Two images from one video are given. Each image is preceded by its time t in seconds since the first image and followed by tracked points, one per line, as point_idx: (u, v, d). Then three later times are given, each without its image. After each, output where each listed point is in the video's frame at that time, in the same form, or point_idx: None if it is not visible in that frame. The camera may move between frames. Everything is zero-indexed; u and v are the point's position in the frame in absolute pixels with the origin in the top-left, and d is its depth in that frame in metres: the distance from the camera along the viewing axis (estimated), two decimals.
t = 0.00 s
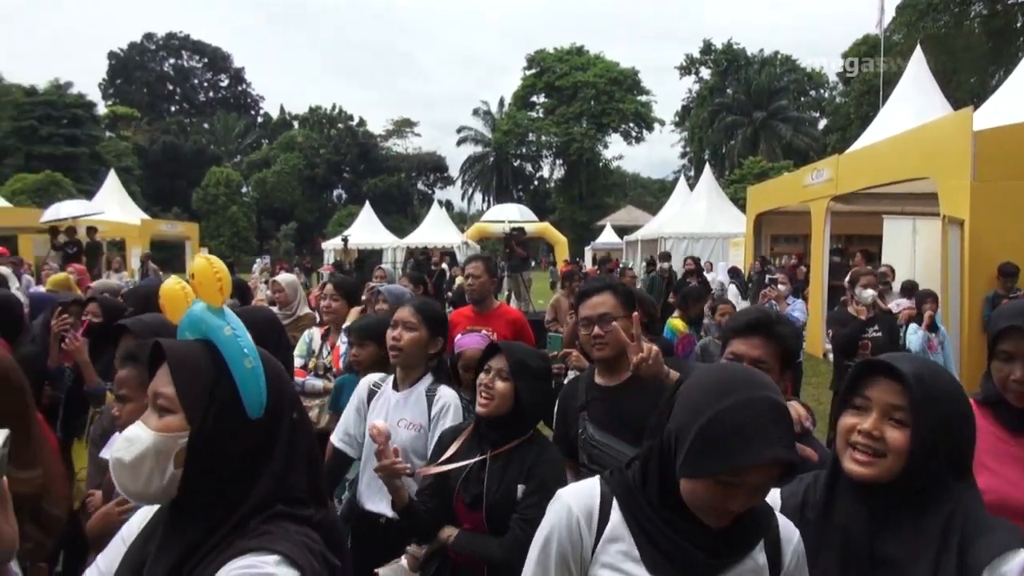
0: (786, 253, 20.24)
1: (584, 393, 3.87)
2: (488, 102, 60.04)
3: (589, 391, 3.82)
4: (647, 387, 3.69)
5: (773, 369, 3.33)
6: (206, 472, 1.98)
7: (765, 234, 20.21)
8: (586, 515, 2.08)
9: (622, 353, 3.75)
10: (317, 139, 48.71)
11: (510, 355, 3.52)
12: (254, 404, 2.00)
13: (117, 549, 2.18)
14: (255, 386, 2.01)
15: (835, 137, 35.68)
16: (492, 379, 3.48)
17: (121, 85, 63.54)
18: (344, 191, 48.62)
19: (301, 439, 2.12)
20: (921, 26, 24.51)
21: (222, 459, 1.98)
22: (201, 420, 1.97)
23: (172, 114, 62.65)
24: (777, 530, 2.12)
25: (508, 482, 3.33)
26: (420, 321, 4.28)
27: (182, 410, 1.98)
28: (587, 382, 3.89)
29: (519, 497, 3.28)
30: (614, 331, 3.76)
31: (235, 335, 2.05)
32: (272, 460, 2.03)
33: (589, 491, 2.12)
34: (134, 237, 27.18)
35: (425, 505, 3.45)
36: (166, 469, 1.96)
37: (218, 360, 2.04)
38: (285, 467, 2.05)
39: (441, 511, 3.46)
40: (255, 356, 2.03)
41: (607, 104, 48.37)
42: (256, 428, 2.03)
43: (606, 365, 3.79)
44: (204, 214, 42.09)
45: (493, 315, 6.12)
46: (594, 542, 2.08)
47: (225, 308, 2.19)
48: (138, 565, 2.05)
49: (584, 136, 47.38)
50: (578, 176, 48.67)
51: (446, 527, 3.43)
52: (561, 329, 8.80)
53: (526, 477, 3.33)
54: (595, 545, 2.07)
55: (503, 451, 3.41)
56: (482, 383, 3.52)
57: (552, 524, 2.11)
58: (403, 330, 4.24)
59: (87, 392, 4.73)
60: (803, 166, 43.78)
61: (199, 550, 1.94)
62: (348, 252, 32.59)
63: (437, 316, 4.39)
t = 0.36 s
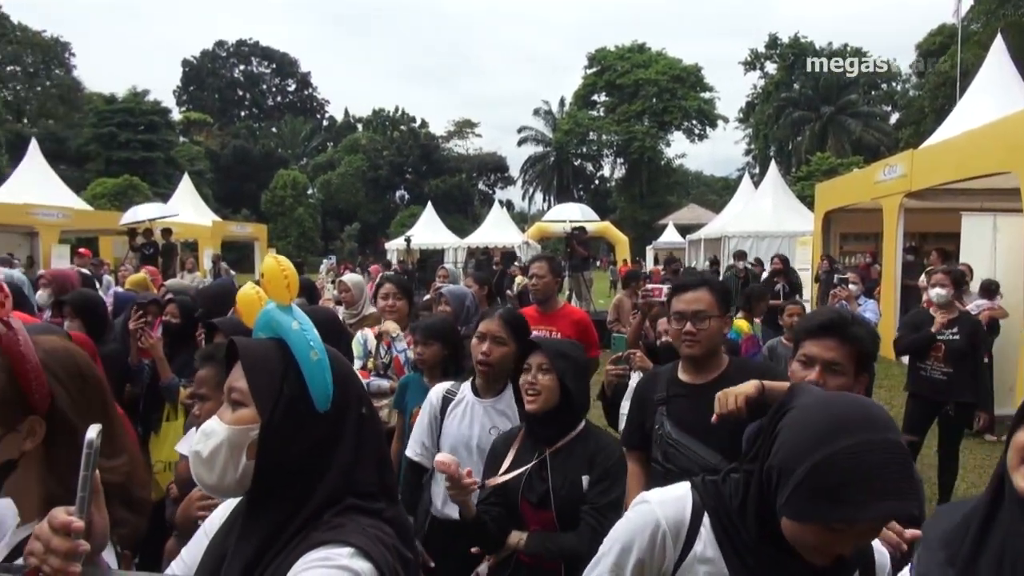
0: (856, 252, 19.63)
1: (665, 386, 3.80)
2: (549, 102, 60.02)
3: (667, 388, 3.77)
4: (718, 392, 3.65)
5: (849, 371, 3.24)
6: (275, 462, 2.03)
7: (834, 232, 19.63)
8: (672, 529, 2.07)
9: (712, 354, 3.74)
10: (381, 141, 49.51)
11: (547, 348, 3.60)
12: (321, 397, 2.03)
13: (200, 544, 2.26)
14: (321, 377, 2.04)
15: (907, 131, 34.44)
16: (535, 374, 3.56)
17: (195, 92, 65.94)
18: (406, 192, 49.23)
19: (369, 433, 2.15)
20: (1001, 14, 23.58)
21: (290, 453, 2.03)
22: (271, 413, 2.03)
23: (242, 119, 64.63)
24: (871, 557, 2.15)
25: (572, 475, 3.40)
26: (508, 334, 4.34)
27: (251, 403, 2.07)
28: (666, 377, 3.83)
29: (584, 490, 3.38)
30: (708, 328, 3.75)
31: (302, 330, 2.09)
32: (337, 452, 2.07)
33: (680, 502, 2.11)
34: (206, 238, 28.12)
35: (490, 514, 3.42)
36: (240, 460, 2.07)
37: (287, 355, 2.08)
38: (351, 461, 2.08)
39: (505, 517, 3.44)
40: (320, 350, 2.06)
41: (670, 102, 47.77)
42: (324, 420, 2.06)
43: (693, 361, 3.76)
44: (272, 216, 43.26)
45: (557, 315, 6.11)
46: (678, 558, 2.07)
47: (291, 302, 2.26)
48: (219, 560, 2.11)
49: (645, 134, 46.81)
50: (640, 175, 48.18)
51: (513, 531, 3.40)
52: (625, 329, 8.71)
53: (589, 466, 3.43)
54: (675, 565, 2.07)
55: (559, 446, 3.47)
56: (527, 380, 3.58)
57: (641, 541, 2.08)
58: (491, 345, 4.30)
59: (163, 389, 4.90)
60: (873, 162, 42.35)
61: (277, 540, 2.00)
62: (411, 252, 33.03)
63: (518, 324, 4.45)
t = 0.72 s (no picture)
0: (922, 252, 18.99)
1: (739, 386, 3.86)
2: (604, 100, 59.68)
3: (740, 386, 3.84)
4: (793, 399, 3.67)
5: (920, 377, 3.14)
6: (348, 461, 2.05)
7: (899, 232, 19.03)
8: (702, 536, 2.13)
9: (799, 359, 3.74)
10: (435, 141, 49.94)
11: (595, 353, 3.57)
12: (393, 397, 2.08)
13: (274, 539, 2.34)
14: (394, 380, 2.08)
15: (977, 127, 33.13)
16: (588, 379, 3.52)
17: (257, 94, 67.69)
18: (460, 191, 49.51)
19: (438, 437, 2.20)
20: None
21: (363, 454, 2.06)
22: (343, 413, 2.06)
23: (301, 120, 66.04)
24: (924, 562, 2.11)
25: (629, 479, 3.35)
26: (533, 326, 4.42)
27: (327, 402, 2.08)
28: (742, 377, 3.89)
29: (641, 495, 3.30)
30: (800, 333, 3.73)
31: (375, 332, 2.14)
32: (411, 451, 2.11)
33: (713, 510, 2.17)
34: (267, 237, 28.80)
35: (551, 510, 3.39)
36: (314, 458, 2.05)
37: (363, 358, 2.13)
38: (426, 461, 2.12)
39: (566, 515, 3.43)
40: (393, 351, 2.11)
41: (727, 99, 46.96)
42: (396, 421, 2.11)
43: (777, 363, 3.79)
44: (330, 215, 44.08)
45: (615, 316, 6.08)
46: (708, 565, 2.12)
47: (363, 306, 2.32)
48: (295, 553, 2.16)
49: (702, 133, 45.87)
50: (696, 172, 47.50)
51: (571, 528, 3.41)
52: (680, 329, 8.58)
53: (648, 470, 3.36)
54: (707, 569, 2.11)
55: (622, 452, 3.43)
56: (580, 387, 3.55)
57: (671, 539, 2.16)
58: (517, 338, 4.39)
59: (228, 385, 5.05)
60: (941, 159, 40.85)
61: (352, 536, 2.02)
62: (465, 251, 33.26)
63: (547, 320, 4.51)
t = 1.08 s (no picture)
0: (991, 260, 18.30)
1: (803, 396, 3.80)
2: (658, 105, 59.19)
3: (802, 395, 3.78)
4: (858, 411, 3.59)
5: (992, 390, 3.03)
6: (431, 465, 2.07)
7: (966, 239, 18.38)
8: (763, 535, 2.18)
9: (864, 372, 3.66)
10: (489, 147, 50.21)
11: (664, 363, 3.52)
12: (479, 406, 2.12)
13: (344, 536, 2.39)
14: (483, 392, 2.13)
15: None
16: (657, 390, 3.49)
17: (315, 102, 69.19)
18: (514, 197, 49.64)
19: (521, 448, 2.20)
20: None
21: (444, 461, 2.08)
22: (432, 418, 2.08)
23: (358, 126, 67.22)
24: None
25: (694, 489, 3.33)
26: (582, 326, 4.44)
27: (415, 406, 2.10)
28: (806, 386, 3.81)
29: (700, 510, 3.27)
30: (866, 346, 3.64)
31: (467, 339, 2.19)
32: (493, 457, 2.13)
33: (777, 509, 2.22)
34: (324, 242, 29.35)
35: (616, 511, 3.43)
36: (399, 458, 2.07)
37: (451, 366, 2.16)
38: (504, 470, 2.13)
39: (631, 520, 3.46)
40: (483, 361, 2.16)
41: (786, 103, 45.98)
42: (481, 427, 2.14)
43: (840, 374, 3.70)
44: (385, 220, 44.69)
45: (667, 322, 6.04)
46: (769, 557, 2.16)
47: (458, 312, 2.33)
48: (366, 549, 2.20)
49: (759, 137, 45.15)
50: (753, 177, 46.67)
51: (634, 534, 3.40)
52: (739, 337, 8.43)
53: (710, 485, 3.31)
54: (766, 564, 2.15)
55: (694, 466, 3.37)
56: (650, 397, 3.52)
57: (737, 535, 2.23)
58: (565, 336, 4.42)
59: (289, 387, 5.21)
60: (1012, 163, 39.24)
61: (423, 535, 2.04)
62: (518, 256, 33.33)
63: (596, 319, 4.52)
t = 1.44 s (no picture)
0: None
1: (868, 406, 3.71)
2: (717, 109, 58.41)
3: (868, 407, 3.69)
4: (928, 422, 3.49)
5: None
6: (498, 471, 2.07)
7: None
8: (868, 564, 2.19)
9: (934, 381, 3.53)
10: (544, 153, 50.27)
11: (757, 378, 3.42)
12: (546, 412, 2.11)
13: (415, 541, 2.45)
14: (549, 397, 2.12)
15: None
16: (748, 405, 3.40)
17: (373, 109, 70.46)
18: (568, 203, 49.53)
19: (587, 453, 2.19)
20: None
21: (511, 468, 2.07)
22: (498, 425, 2.09)
23: (415, 133, 68.13)
24: None
25: (789, 507, 3.22)
26: (670, 346, 4.41)
27: (483, 412, 2.12)
28: (870, 397, 3.72)
29: (800, 528, 3.17)
30: (935, 356, 3.51)
31: (533, 346, 2.20)
32: (560, 464, 2.12)
33: (880, 539, 2.21)
34: (381, 247, 29.76)
35: (697, 525, 3.34)
36: (467, 462, 2.09)
37: (516, 369, 2.17)
38: (572, 476, 2.12)
39: (712, 534, 3.36)
40: (549, 365, 2.15)
41: (849, 106, 44.86)
42: (546, 434, 2.13)
43: (910, 388, 3.58)
44: (441, 226, 45.12)
45: (719, 330, 5.92)
46: None
47: (523, 320, 2.34)
48: (436, 554, 2.23)
49: (821, 142, 44.00)
50: (814, 182, 45.62)
51: (716, 551, 3.31)
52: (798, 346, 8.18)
53: (808, 503, 3.21)
54: None
55: (787, 483, 3.27)
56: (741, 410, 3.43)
57: (841, 563, 2.25)
58: (653, 357, 4.38)
59: (349, 390, 5.29)
60: None
61: (496, 538, 2.05)
62: (573, 262, 33.24)
63: (682, 337, 4.51)
